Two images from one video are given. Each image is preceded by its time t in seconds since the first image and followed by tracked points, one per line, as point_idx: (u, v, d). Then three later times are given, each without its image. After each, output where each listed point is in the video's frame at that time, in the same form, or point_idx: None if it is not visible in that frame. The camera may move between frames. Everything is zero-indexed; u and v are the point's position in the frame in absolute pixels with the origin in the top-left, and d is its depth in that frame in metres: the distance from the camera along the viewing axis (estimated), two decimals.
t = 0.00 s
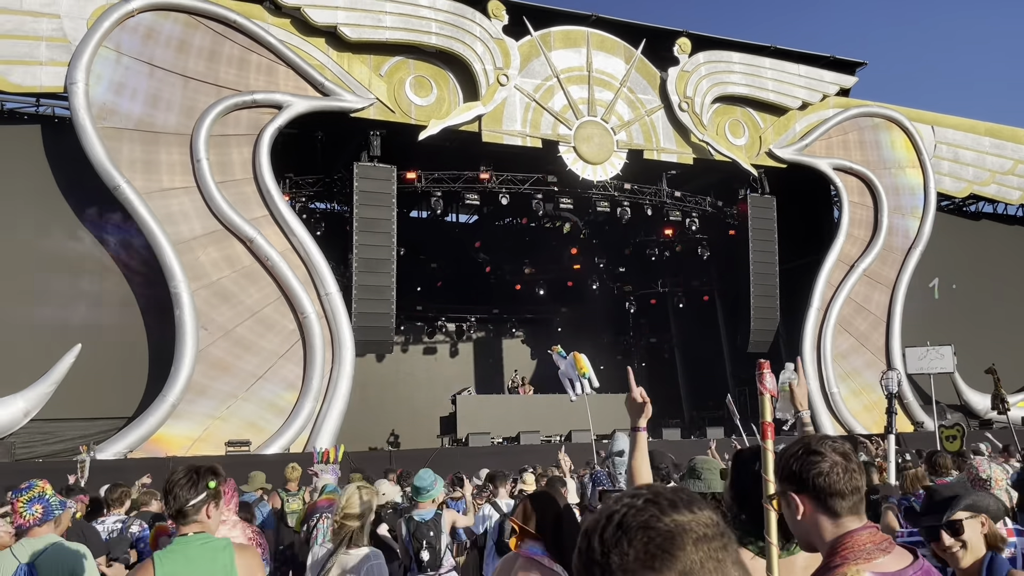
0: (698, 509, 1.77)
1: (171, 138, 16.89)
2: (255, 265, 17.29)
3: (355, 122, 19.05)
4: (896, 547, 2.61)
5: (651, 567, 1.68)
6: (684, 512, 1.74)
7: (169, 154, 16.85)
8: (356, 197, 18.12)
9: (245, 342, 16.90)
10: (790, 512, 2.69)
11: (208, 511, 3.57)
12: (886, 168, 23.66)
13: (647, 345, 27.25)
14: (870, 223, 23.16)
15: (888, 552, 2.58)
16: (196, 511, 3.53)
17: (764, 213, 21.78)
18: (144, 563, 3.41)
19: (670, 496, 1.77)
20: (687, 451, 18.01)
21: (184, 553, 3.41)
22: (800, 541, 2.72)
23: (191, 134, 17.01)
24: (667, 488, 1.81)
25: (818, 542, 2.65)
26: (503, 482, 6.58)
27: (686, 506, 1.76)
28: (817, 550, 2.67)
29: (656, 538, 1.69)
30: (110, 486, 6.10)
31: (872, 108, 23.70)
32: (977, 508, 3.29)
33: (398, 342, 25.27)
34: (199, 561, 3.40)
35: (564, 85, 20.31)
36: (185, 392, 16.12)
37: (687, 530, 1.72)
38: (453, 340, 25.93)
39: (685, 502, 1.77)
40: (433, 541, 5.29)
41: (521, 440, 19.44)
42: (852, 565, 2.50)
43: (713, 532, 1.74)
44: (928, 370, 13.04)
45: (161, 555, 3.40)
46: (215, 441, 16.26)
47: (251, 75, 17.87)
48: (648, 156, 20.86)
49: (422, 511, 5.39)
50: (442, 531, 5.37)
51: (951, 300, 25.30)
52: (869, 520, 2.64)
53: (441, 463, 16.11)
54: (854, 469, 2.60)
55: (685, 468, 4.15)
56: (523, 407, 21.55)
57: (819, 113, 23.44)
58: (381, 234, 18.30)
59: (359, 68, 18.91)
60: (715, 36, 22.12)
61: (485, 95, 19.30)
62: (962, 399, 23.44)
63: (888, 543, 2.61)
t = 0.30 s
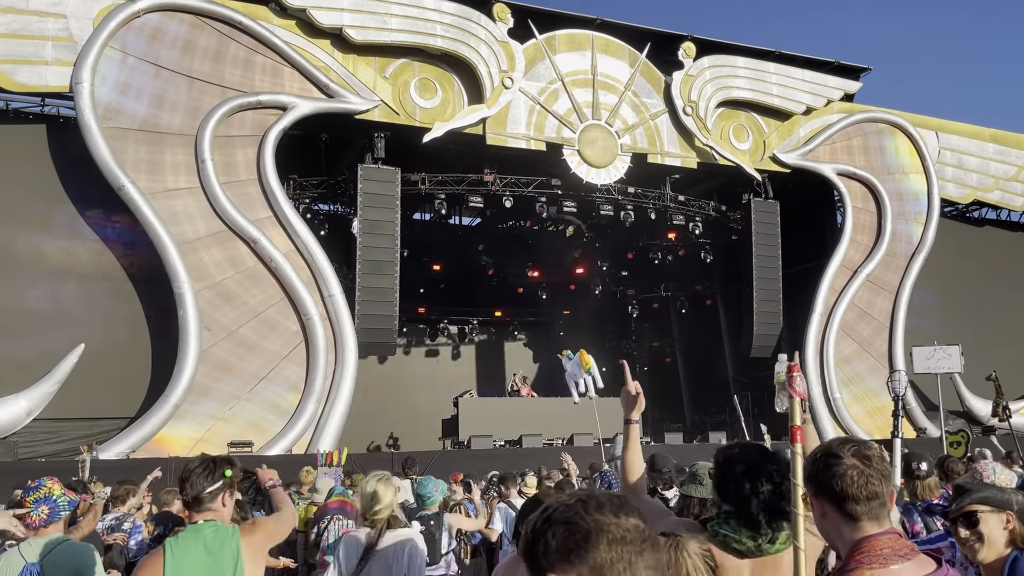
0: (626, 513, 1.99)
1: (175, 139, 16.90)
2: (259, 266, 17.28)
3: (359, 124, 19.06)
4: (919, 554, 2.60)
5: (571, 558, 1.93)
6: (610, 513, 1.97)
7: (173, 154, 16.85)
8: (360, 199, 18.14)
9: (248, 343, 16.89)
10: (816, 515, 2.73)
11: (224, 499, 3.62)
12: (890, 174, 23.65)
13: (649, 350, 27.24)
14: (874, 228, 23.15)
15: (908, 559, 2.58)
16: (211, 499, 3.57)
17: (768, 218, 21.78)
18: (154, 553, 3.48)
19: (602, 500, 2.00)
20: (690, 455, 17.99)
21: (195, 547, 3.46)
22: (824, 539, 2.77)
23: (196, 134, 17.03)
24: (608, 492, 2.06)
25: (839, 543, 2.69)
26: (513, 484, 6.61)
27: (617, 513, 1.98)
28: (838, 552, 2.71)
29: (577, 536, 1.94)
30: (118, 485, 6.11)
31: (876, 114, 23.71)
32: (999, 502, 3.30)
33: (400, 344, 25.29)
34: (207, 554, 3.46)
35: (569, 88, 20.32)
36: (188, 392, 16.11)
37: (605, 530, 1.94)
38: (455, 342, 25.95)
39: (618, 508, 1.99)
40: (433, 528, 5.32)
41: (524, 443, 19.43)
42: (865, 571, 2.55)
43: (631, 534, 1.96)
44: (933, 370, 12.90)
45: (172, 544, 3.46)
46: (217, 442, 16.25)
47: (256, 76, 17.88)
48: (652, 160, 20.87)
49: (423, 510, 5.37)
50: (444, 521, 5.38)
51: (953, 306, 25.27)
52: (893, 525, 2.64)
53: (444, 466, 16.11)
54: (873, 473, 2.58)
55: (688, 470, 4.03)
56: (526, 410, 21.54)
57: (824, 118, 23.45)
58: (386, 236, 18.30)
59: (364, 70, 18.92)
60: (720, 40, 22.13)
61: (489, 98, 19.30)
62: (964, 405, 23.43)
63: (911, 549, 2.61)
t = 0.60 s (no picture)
0: (581, 505, 2.18)
1: (176, 138, 16.90)
2: (259, 266, 17.28)
3: (360, 125, 19.06)
4: (930, 559, 2.71)
5: (521, 532, 2.18)
6: (564, 500, 2.17)
7: (174, 154, 16.85)
8: (361, 199, 18.14)
9: (248, 343, 16.88)
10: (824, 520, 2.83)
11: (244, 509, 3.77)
12: (890, 178, 23.67)
13: (648, 353, 27.21)
14: (874, 233, 23.16)
15: (919, 562, 2.69)
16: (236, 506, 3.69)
17: (768, 221, 21.78)
18: (169, 549, 3.54)
19: (567, 486, 2.19)
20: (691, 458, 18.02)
21: (209, 546, 3.53)
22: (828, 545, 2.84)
23: (198, 134, 17.02)
24: (577, 476, 2.26)
25: (847, 548, 2.78)
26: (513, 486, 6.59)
27: (575, 502, 2.18)
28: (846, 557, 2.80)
29: (527, 513, 2.18)
30: (120, 483, 6.09)
31: (877, 118, 23.74)
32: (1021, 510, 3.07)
33: (400, 345, 25.29)
34: (223, 550, 3.56)
35: (570, 90, 20.34)
36: (187, 392, 16.09)
37: (559, 515, 2.17)
38: (454, 344, 25.98)
39: (579, 499, 2.18)
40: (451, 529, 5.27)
41: (523, 445, 19.42)
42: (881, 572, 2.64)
43: (579, 524, 2.16)
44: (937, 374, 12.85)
45: (188, 540, 3.54)
46: (216, 441, 16.24)
47: (257, 76, 17.89)
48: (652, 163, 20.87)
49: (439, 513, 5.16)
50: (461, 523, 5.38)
51: (952, 310, 25.28)
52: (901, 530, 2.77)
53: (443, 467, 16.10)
54: (885, 472, 2.72)
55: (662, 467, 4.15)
56: (525, 412, 21.51)
57: (824, 122, 23.48)
58: (386, 237, 18.30)
59: (366, 71, 18.93)
60: (722, 43, 22.15)
61: (491, 100, 19.31)
62: (963, 410, 23.43)
63: (923, 554, 2.72)
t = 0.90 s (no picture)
0: (476, 495, 2.33)
1: (174, 136, 16.87)
2: (256, 265, 17.25)
3: (359, 124, 19.05)
4: (938, 559, 2.78)
5: (425, 526, 2.36)
6: (458, 495, 2.33)
7: (172, 152, 16.82)
8: (359, 199, 18.12)
9: (244, 341, 16.85)
10: (822, 538, 2.86)
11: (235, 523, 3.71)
12: (888, 181, 23.70)
13: (645, 354, 27.24)
14: (871, 235, 23.19)
15: (930, 564, 2.76)
16: (226, 523, 3.64)
17: (765, 223, 21.79)
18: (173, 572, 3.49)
19: (459, 481, 2.34)
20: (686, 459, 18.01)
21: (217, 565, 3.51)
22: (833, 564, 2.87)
23: (196, 132, 17.00)
24: (474, 463, 2.39)
25: (852, 562, 2.82)
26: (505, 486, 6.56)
27: (468, 495, 2.33)
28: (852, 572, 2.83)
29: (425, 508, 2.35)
30: (120, 480, 6.07)
31: (875, 121, 23.77)
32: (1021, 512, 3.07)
33: (397, 345, 25.30)
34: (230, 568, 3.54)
35: (569, 91, 20.34)
36: (183, 391, 16.07)
37: (455, 506, 2.32)
38: (451, 344, 26.02)
39: (473, 491, 2.34)
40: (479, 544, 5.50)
41: (519, 445, 19.42)
42: None
43: (477, 514, 2.32)
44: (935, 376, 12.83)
45: (192, 562, 3.51)
46: (212, 440, 16.22)
47: (256, 75, 17.87)
48: (650, 164, 20.89)
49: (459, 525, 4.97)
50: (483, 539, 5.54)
51: (948, 313, 25.29)
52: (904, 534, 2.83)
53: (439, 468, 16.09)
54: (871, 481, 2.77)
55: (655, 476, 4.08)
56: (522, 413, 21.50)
57: (822, 125, 23.51)
58: (384, 237, 18.28)
59: (364, 70, 18.91)
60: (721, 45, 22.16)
61: (489, 100, 19.30)
62: (959, 413, 23.47)
63: (929, 555, 2.79)
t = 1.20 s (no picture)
0: (359, 498, 2.49)
1: (169, 134, 16.84)
2: (251, 263, 17.22)
3: (354, 122, 19.03)
4: (926, 561, 2.74)
5: (314, 529, 2.53)
6: (342, 497, 2.49)
7: (167, 149, 16.79)
8: (354, 197, 18.08)
9: (238, 339, 16.82)
10: (821, 531, 2.89)
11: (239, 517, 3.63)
12: (882, 184, 23.76)
13: (640, 354, 27.28)
14: (866, 237, 23.24)
15: (917, 562, 2.72)
16: (230, 518, 3.57)
17: (761, 224, 21.82)
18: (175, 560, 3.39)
19: (343, 484, 2.50)
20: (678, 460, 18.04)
21: (220, 558, 3.40)
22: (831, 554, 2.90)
23: (191, 130, 16.97)
24: (361, 470, 2.56)
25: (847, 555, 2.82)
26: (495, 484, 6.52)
27: (352, 499, 2.49)
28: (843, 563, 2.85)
29: (316, 510, 2.52)
30: (117, 477, 6.07)
31: (870, 123, 23.83)
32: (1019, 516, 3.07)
33: (391, 344, 25.28)
34: (233, 564, 3.42)
35: (565, 91, 20.35)
36: (177, 388, 16.04)
37: (339, 510, 2.48)
38: (446, 343, 25.99)
39: (357, 495, 2.49)
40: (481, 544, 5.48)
41: (513, 445, 19.43)
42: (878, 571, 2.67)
43: (362, 516, 2.48)
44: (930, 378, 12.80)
45: (194, 553, 3.41)
46: (206, 438, 16.20)
47: (251, 73, 17.84)
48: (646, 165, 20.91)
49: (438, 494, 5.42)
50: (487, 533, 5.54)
51: (941, 316, 25.34)
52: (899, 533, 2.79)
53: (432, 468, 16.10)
54: (875, 485, 2.76)
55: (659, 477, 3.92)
56: (516, 412, 21.50)
57: (818, 126, 23.55)
58: (379, 235, 18.26)
59: (361, 69, 18.90)
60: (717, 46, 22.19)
61: (486, 100, 19.31)
62: (952, 416, 23.55)
63: (918, 555, 2.76)
